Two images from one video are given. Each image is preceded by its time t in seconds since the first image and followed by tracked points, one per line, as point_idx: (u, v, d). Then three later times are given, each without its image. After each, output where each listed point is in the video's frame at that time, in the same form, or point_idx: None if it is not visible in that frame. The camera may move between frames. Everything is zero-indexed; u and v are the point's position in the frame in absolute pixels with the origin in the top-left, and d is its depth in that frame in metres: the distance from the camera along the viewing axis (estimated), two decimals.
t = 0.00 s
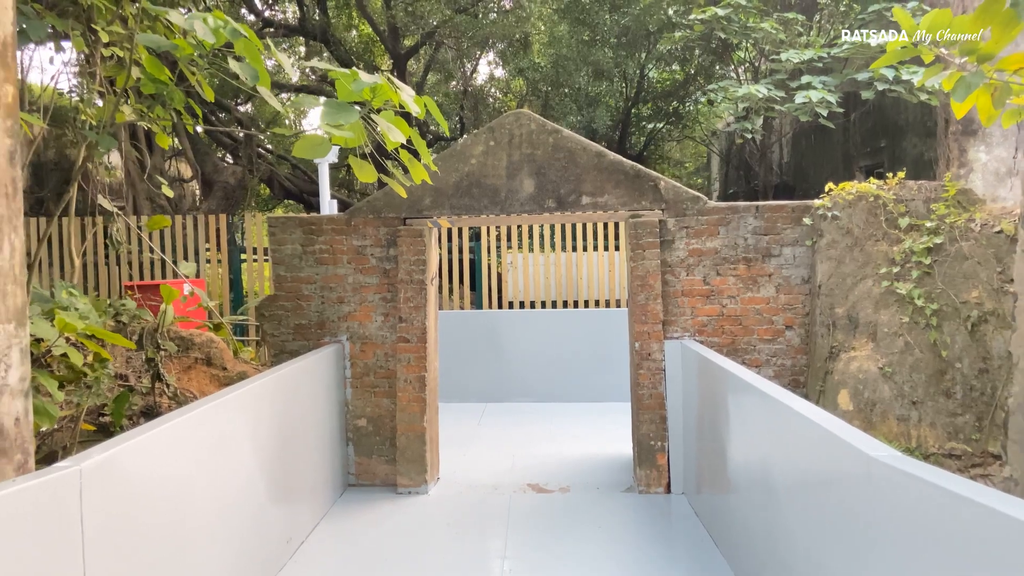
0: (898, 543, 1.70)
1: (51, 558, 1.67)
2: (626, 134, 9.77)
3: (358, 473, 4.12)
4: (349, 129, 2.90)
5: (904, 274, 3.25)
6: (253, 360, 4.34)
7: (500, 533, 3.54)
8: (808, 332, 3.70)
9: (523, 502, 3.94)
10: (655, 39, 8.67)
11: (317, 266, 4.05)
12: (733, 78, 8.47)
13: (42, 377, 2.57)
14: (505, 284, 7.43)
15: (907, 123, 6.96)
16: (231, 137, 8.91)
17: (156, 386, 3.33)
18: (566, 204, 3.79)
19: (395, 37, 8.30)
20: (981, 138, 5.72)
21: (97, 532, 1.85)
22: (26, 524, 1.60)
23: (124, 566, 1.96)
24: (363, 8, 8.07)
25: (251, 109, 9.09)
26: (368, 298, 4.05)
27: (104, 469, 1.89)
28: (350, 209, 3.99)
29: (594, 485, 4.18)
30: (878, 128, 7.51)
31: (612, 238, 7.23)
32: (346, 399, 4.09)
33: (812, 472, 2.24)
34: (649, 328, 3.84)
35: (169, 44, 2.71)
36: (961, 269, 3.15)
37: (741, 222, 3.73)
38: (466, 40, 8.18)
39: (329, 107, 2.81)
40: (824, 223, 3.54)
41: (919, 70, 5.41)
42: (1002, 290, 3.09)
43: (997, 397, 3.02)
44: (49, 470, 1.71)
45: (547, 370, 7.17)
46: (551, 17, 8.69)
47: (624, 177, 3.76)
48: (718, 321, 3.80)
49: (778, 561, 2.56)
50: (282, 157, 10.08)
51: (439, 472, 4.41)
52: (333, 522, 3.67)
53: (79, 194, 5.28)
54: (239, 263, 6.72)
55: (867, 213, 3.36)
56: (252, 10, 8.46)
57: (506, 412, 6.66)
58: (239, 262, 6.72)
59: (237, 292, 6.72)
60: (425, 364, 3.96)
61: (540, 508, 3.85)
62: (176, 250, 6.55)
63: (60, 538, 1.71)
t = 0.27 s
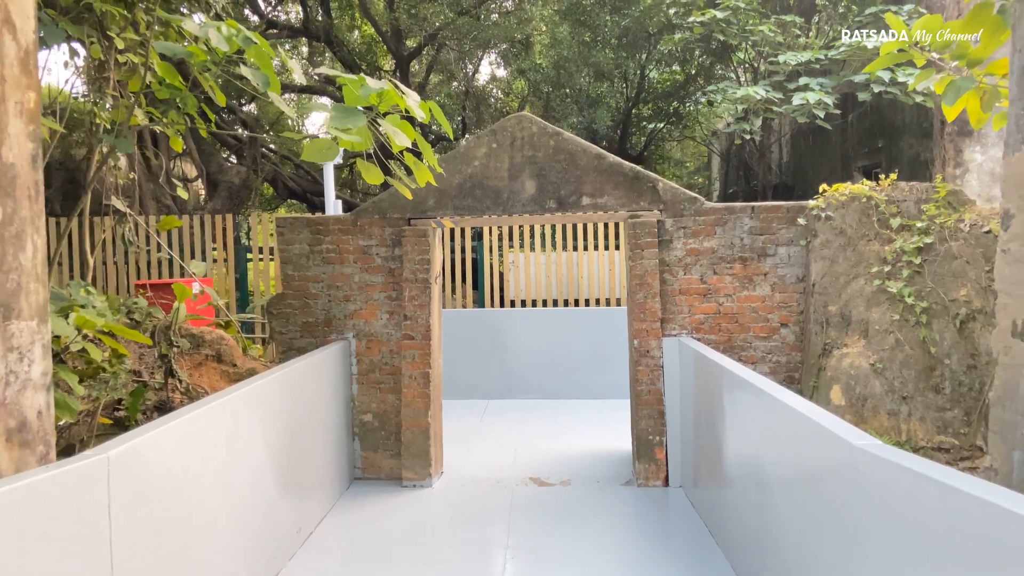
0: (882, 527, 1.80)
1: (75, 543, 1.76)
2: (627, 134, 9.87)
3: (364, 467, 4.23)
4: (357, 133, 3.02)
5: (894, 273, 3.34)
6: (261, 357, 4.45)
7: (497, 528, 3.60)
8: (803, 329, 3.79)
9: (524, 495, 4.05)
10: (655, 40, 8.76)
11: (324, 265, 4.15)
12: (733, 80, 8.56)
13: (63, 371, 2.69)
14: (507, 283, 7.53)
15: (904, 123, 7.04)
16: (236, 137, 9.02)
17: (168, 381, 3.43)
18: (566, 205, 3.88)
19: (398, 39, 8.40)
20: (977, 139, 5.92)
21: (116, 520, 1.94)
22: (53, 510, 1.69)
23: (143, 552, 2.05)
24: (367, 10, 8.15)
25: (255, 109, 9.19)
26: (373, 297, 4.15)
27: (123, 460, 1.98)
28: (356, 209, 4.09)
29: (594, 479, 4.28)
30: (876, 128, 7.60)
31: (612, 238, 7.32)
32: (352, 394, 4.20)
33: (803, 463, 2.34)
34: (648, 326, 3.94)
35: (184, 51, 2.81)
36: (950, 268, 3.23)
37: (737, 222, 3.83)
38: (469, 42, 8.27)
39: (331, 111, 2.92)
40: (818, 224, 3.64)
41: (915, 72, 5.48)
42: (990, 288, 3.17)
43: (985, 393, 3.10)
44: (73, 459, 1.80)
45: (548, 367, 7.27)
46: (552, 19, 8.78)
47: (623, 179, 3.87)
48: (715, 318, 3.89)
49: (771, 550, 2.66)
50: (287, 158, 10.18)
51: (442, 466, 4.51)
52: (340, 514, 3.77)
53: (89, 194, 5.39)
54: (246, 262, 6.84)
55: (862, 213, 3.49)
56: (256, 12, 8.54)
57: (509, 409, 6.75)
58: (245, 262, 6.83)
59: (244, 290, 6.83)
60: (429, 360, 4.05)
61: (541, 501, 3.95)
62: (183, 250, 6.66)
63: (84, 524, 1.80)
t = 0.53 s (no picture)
0: (869, 516, 1.90)
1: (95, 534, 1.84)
2: (628, 134, 9.99)
3: (371, 462, 4.33)
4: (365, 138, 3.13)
5: (886, 273, 3.44)
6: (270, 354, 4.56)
7: (500, 521, 3.70)
8: (798, 328, 3.89)
9: (526, 489, 4.16)
10: (655, 42, 8.84)
11: (331, 265, 4.26)
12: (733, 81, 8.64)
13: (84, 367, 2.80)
14: (509, 282, 7.63)
15: (901, 124, 7.13)
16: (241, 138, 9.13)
17: (182, 378, 3.54)
18: (567, 207, 3.98)
19: (402, 41, 8.49)
20: (973, 139, 5.98)
21: (135, 512, 2.02)
22: (74, 503, 1.77)
23: (159, 543, 2.14)
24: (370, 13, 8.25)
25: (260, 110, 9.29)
26: (379, 296, 4.26)
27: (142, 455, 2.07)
28: (363, 211, 4.20)
29: (594, 474, 4.39)
30: (874, 129, 7.69)
31: (613, 238, 7.42)
32: (359, 391, 4.30)
33: (795, 456, 2.44)
34: (647, 324, 4.04)
35: (200, 58, 2.91)
36: (940, 269, 3.32)
37: (734, 223, 3.93)
38: (471, 44, 8.35)
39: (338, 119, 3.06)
40: (813, 225, 3.73)
41: (911, 75, 5.56)
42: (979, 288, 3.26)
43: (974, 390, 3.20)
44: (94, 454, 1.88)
45: (550, 365, 7.38)
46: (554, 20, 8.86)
47: (623, 181, 3.97)
48: (713, 317, 3.99)
49: (764, 540, 2.77)
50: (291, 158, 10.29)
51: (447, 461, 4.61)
52: (348, 507, 3.88)
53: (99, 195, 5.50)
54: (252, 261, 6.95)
55: (854, 214, 3.60)
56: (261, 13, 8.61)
57: (511, 406, 6.86)
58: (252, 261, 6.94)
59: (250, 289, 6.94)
60: (434, 358, 4.16)
61: (543, 495, 4.06)
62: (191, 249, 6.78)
63: (103, 516, 1.89)
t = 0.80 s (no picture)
0: (853, 507, 1.99)
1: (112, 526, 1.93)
2: (628, 135, 10.09)
3: (375, 459, 4.44)
4: (370, 144, 3.25)
5: (876, 274, 3.53)
6: (276, 353, 4.66)
7: (500, 516, 3.80)
8: (791, 328, 3.99)
9: (527, 484, 4.26)
10: (655, 44, 8.94)
11: (336, 266, 4.36)
12: (731, 84, 8.74)
13: (100, 367, 2.91)
14: (510, 282, 7.73)
15: (898, 127, 7.24)
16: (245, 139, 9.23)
17: (192, 376, 3.65)
18: (567, 210, 4.09)
19: (404, 43, 8.57)
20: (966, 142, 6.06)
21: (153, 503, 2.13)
22: (93, 497, 1.87)
23: (173, 535, 2.24)
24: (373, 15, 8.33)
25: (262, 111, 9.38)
26: (383, 297, 4.36)
27: (156, 451, 2.16)
28: (368, 213, 4.30)
29: (593, 470, 4.49)
30: (871, 131, 7.80)
31: (611, 239, 7.51)
32: (363, 389, 4.41)
33: (784, 451, 2.54)
34: (644, 324, 4.14)
35: (211, 69, 3.05)
36: (929, 270, 3.41)
37: (730, 226, 4.03)
38: (473, 46, 8.43)
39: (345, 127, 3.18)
40: (806, 228, 3.84)
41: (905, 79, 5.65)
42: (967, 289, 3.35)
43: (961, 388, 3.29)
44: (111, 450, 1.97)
45: (549, 364, 7.48)
46: (554, 22, 8.95)
47: (621, 185, 4.07)
48: (708, 317, 4.09)
49: (756, 533, 2.88)
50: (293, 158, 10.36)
51: (449, 458, 4.72)
52: (353, 502, 3.99)
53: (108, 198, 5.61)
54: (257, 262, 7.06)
55: (846, 217, 3.68)
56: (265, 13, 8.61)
57: (512, 404, 6.97)
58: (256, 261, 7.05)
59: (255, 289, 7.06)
60: (437, 357, 4.26)
61: (542, 490, 4.16)
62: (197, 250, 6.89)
63: (119, 510, 1.98)
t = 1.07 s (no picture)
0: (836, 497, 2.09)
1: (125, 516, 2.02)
2: (627, 135, 10.22)
3: (377, 453, 4.55)
4: (373, 148, 3.36)
5: (865, 274, 3.62)
6: (281, 350, 4.77)
7: (500, 509, 3.90)
8: (783, 325, 4.10)
9: (525, 478, 4.37)
10: (654, 45, 9.03)
11: (340, 265, 4.47)
12: (728, 86, 8.85)
13: (114, 363, 3.02)
14: (510, 281, 7.82)
15: (892, 128, 7.35)
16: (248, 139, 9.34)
17: (200, 372, 3.76)
18: (565, 210, 4.19)
19: (404, 45, 8.66)
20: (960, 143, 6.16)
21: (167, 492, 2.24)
22: (107, 489, 1.95)
23: (183, 525, 2.33)
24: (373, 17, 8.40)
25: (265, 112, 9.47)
26: (386, 295, 4.47)
27: (166, 445, 2.24)
28: (370, 214, 4.41)
29: (590, 464, 4.60)
30: (866, 132, 7.91)
31: (610, 238, 7.61)
32: (366, 386, 4.52)
33: (772, 444, 2.64)
34: (640, 323, 4.25)
35: (220, 75, 3.16)
36: (915, 270, 3.51)
37: (723, 226, 4.13)
38: (473, 48, 8.50)
39: (348, 133, 3.29)
40: (797, 228, 3.94)
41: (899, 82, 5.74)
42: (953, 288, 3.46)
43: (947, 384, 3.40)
44: (123, 444, 2.05)
45: (548, 362, 7.58)
46: (554, 23, 9.04)
47: (618, 186, 4.17)
48: (702, 315, 4.20)
49: (746, 523, 2.99)
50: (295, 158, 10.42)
51: (450, 452, 4.83)
52: (356, 495, 4.10)
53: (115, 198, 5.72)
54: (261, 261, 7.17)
55: (836, 218, 3.78)
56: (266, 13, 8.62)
57: (512, 400, 7.08)
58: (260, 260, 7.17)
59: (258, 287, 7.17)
60: (438, 354, 4.36)
61: (541, 484, 4.28)
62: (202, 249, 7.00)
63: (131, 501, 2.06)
